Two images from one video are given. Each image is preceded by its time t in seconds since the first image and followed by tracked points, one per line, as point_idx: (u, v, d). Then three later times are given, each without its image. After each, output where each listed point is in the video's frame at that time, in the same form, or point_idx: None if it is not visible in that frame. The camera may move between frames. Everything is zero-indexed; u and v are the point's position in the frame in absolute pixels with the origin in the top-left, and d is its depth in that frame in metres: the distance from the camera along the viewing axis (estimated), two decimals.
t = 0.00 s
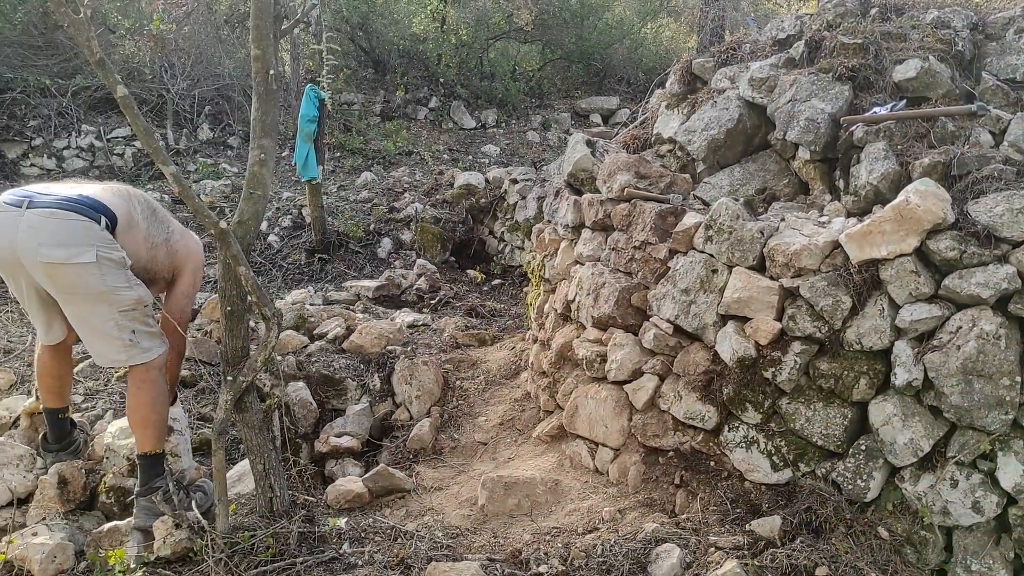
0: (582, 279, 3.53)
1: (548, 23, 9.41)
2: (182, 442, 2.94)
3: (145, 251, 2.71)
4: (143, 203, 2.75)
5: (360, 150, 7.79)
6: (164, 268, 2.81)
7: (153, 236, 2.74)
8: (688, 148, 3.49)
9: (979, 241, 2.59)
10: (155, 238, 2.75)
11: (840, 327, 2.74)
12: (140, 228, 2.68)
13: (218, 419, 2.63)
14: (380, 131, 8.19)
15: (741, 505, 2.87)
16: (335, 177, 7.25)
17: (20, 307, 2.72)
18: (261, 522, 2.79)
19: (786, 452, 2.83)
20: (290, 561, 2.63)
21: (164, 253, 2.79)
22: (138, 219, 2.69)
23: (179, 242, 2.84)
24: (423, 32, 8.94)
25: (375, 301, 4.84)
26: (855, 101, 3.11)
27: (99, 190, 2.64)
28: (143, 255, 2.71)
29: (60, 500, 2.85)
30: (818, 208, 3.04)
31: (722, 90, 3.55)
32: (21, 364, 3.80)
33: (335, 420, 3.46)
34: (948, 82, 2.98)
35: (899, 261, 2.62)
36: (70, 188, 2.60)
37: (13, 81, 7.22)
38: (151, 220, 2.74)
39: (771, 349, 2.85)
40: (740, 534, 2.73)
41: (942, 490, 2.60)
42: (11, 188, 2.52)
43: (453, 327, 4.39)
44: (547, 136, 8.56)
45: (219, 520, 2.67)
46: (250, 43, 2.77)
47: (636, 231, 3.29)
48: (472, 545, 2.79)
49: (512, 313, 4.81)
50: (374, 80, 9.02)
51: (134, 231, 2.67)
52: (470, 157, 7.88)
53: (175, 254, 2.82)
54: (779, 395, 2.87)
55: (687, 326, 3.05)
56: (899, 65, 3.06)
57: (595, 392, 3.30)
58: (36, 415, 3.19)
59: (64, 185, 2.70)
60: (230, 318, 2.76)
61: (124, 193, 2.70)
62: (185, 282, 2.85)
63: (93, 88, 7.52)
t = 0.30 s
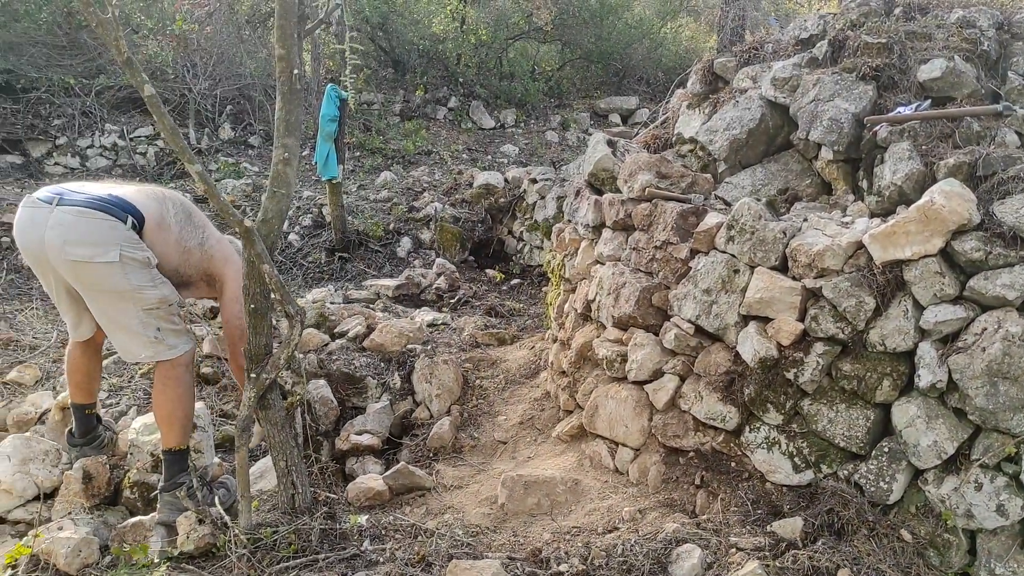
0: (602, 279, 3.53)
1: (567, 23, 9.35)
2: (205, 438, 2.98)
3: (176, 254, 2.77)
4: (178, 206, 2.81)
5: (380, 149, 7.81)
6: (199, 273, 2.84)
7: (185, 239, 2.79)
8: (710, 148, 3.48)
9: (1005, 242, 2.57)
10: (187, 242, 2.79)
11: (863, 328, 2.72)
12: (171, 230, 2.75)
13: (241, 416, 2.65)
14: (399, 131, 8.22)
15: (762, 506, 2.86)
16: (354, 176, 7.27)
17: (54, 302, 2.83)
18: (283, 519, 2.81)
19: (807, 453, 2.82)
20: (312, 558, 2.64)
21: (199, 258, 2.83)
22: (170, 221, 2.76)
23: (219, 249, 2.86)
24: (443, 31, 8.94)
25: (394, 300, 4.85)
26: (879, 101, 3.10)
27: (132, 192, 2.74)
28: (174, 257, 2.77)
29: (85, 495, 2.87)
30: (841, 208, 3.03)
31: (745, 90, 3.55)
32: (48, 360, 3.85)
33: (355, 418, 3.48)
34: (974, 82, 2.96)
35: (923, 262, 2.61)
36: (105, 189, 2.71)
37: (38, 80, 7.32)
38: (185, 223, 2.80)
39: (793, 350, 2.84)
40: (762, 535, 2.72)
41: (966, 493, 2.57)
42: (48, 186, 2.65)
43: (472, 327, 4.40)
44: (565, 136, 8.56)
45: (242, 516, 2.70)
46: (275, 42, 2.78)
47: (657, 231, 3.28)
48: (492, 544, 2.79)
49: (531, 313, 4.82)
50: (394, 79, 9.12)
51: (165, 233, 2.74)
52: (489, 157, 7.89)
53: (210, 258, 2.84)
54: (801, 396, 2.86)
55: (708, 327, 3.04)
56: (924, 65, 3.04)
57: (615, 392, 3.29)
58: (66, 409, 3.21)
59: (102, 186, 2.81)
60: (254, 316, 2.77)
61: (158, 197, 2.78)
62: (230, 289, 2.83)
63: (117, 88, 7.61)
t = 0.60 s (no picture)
0: (616, 278, 3.53)
1: (581, 23, 9.46)
2: (221, 435, 3.00)
3: (203, 260, 2.80)
4: (205, 211, 2.84)
5: (393, 149, 7.84)
6: (225, 281, 2.87)
7: (212, 246, 2.81)
8: (724, 147, 3.47)
9: (1022, 243, 2.56)
10: (215, 252, 2.82)
11: (879, 329, 2.72)
12: (198, 236, 2.78)
13: (257, 413, 2.67)
14: (413, 131, 8.22)
15: (776, 507, 2.85)
16: (368, 176, 7.28)
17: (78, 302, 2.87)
18: (298, 516, 2.82)
19: (822, 454, 2.82)
20: (327, 555, 2.65)
21: (225, 266, 2.85)
22: (197, 227, 2.79)
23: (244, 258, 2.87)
24: (455, 31, 9.00)
25: (408, 299, 4.86)
26: (895, 101, 3.09)
27: (160, 196, 2.78)
28: (200, 263, 2.79)
29: (101, 492, 2.90)
30: (856, 209, 3.02)
31: (759, 90, 3.54)
32: (64, 358, 3.87)
33: (369, 417, 3.49)
34: (991, 81, 2.95)
35: (939, 262, 2.60)
36: (133, 192, 2.75)
37: (53, 80, 7.37)
38: (211, 230, 2.82)
39: (809, 350, 2.83)
40: (776, 535, 2.72)
41: (981, 494, 2.56)
42: (77, 188, 2.69)
43: (486, 326, 4.41)
44: (577, 135, 8.56)
45: (257, 514, 2.71)
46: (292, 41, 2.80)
47: (671, 230, 3.28)
48: (506, 543, 2.79)
49: (544, 313, 4.82)
50: (407, 79, 9.15)
51: (192, 238, 2.78)
52: (501, 156, 7.90)
53: (235, 266, 2.86)
54: (816, 396, 2.85)
55: (722, 327, 3.04)
56: (940, 65, 3.04)
57: (628, 392, 3.29)
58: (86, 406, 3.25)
59: (130, 189, 2.85)
60: (270, 313, 2.78)
61: (186, 203, 2.81)
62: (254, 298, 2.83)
63: (131, 87, 7.65)
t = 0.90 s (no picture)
0: (625, 278, 3.53)
1: (588, 23, 9.43)
2: (232, 435, 3.03)
3: (223, 258, 2.83)
4: (224, 210, 2.86)
5: (401, 148, 7.86)
6: (243, 278, 2.90)
7: (231, 245, 2.84)
8: (733, 148, 3.47)
9: None
10: (234, 249, 2.85)
11: (888, 329, 2.71)
12: (218, 235, 2.81)
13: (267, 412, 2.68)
14: (420, 131, 8.25)
15: (785, 507, 2.85)
16: (376, 176, 7.29)
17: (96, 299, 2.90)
18: (308, 514, 2.83)
19: (831, 454, 2.82)
20: (336, 553, 2.65)
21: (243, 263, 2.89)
22: (217, 225, 2.82)
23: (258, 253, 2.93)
24: (463, 31, 9.06)
25: (415, 299, 4.88)
26: (904, 101, 3.09)
27: (181, 194, 2.80)
28: (220, 260, 2.82)
29: (112, 489, 2.92)
30: (865, 209, 3.02)
31: (768, 90, 3.54)
32: (75, 356, 3.89)
33: (378, 416, 3.51)
34: (1001, 81, 2.95)
35: (949, 263, 2.59)
36: (154, 191, 2.77)
37: (64, 80, 7.41)
38: (231, 227, 2.85)
39: (817, 350, 2.83)
40: (785, 535, 2.71)
41: (991, 495, 2.56)
42: (99, 186, 2.71)
43: (494, 326, 4.42)
44: (585, 135, 8.56)
45: (267, 512, 2.72)
46: (302, 42, 2.80)
47: (680, 230, 3.28)
48: (514, 542, 2.80)
49: (552, 313, 4.82)
50: (415, 79, 9.17)
51: (212, 237, 2.80)
52: (509, 156, 7.90)
53: (253, 265, 2.90)
54: (824, 396, 2.85)
55: (730, 327, 3.04)
56: (950, 65, 3.04)
57: (637, 391, 3.29)
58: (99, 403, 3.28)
59: (150, 186, 2.87)
60: (280, 313, 2.80)
61: (206, 202, 2.83)
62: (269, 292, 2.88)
63: (141, 87, 7.69)
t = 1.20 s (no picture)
0: (632, 278, 3.53)
1: (594, 23, 9.46)
2: (240, 434, 3.05)
3: (226, 259, 2.83)
4: (228, 210, 2.86)
5: (407, 149, 7.87)
6: (248, 277, 2.91)
7: (235, 245, 2.84)
8: (740, 148, 3.47)
9: None
10: (237, 248, 2.85)
11: (895, 330, 2.71)
12: (221, 235, 2.81)
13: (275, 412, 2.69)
14: (426, 131, 8.26)
15: (792, 507, 2.85)
16: (382, 176, 7.30)
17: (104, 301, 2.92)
18: (316, 514, 2.83)
19: (838, 454, 2.82)
20: (344, 553, 2.65)
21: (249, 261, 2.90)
22: (220, 225, 2.82)
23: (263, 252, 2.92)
24: (469, 31, 9.09)
25: (422, 299, 4.88)
26: (912, 101, 3.09)
27: (184, 195, 2.80)
28: (223, 260, 2.83)
29: (121, 489, 2.93)
30: (873, 209, 3.02)
31: (775, 90, 3.54)
32: (84, 356, 3.91)
33: (385, 415, 3.51)
34: (1009, 82, 2.95)
35: (957, 263, 2.59)
36: (157, 192, 2.78)
37: (71, 80, 7.43)
38: (234, 227, 2.85)
39: (825, 351, 2.83)
40: (792, 535, 2.71)
41: (999, 496, 2.55)
42: (103, 188, 2.72)
43: (500, 326, 4.43)
44: (590, 136, 8.56)
45: (275, 511, 2.73)
46: (310, 42, 2.81)
47: (687, 231, 3.28)
48: (521, 542, 2.80)
49: (558, 313, 4.83)
50: (420, 79, 9.19)
51: (215, 237, 2.80)
52: (515, 157, 7.91)
53: (260, 264, 2.90)
54: (832, 397, 2.85)
55: (738, 327, 3.04)
56: (958, 65, 3.04)
57: (644, 392, 3.29)
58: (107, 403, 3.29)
59: (156, 188, 2.88)
60: (288, 313, 2.80)
61: (209, 202, 2.83)
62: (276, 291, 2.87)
63: (148, 87, 7.71)
